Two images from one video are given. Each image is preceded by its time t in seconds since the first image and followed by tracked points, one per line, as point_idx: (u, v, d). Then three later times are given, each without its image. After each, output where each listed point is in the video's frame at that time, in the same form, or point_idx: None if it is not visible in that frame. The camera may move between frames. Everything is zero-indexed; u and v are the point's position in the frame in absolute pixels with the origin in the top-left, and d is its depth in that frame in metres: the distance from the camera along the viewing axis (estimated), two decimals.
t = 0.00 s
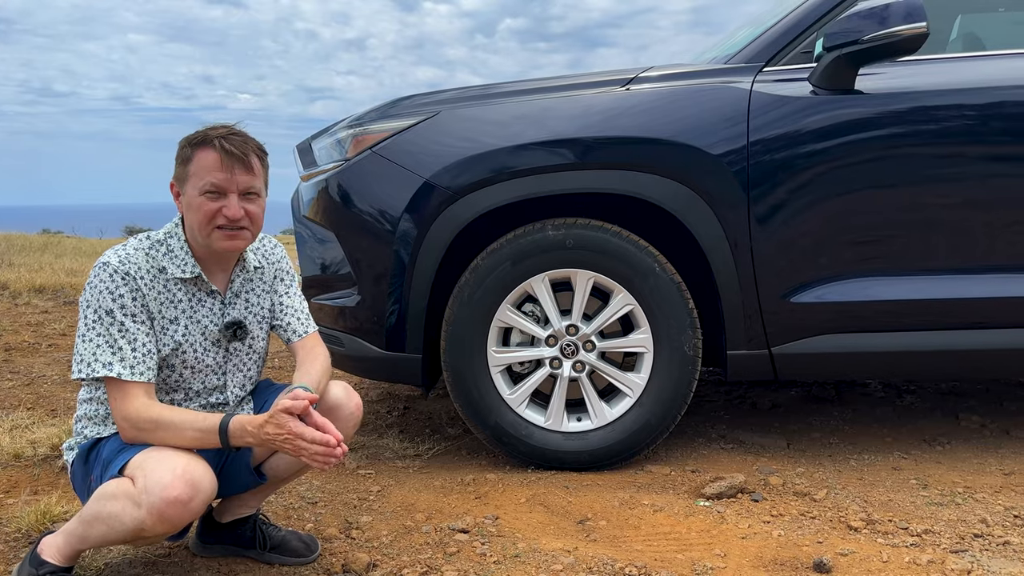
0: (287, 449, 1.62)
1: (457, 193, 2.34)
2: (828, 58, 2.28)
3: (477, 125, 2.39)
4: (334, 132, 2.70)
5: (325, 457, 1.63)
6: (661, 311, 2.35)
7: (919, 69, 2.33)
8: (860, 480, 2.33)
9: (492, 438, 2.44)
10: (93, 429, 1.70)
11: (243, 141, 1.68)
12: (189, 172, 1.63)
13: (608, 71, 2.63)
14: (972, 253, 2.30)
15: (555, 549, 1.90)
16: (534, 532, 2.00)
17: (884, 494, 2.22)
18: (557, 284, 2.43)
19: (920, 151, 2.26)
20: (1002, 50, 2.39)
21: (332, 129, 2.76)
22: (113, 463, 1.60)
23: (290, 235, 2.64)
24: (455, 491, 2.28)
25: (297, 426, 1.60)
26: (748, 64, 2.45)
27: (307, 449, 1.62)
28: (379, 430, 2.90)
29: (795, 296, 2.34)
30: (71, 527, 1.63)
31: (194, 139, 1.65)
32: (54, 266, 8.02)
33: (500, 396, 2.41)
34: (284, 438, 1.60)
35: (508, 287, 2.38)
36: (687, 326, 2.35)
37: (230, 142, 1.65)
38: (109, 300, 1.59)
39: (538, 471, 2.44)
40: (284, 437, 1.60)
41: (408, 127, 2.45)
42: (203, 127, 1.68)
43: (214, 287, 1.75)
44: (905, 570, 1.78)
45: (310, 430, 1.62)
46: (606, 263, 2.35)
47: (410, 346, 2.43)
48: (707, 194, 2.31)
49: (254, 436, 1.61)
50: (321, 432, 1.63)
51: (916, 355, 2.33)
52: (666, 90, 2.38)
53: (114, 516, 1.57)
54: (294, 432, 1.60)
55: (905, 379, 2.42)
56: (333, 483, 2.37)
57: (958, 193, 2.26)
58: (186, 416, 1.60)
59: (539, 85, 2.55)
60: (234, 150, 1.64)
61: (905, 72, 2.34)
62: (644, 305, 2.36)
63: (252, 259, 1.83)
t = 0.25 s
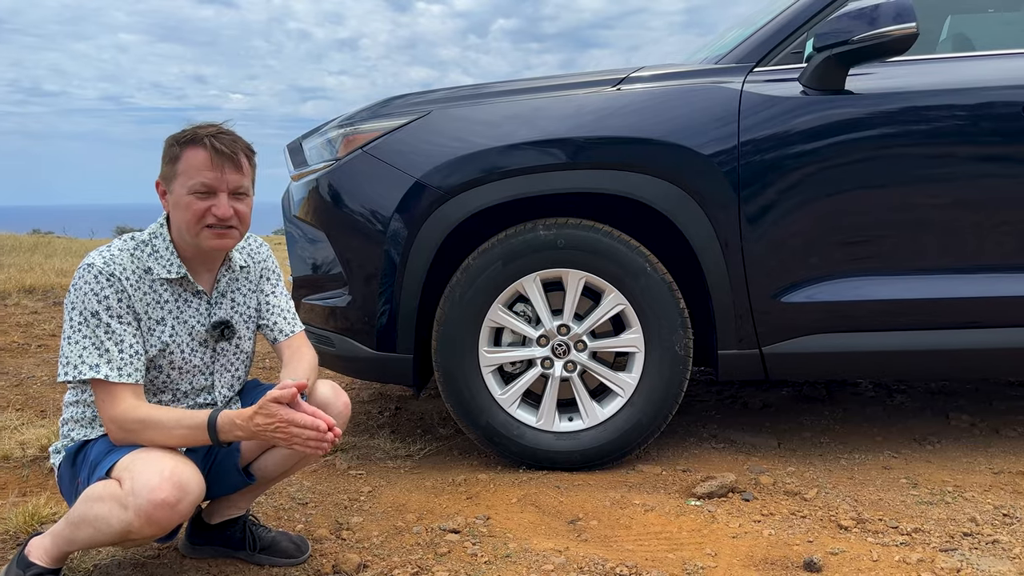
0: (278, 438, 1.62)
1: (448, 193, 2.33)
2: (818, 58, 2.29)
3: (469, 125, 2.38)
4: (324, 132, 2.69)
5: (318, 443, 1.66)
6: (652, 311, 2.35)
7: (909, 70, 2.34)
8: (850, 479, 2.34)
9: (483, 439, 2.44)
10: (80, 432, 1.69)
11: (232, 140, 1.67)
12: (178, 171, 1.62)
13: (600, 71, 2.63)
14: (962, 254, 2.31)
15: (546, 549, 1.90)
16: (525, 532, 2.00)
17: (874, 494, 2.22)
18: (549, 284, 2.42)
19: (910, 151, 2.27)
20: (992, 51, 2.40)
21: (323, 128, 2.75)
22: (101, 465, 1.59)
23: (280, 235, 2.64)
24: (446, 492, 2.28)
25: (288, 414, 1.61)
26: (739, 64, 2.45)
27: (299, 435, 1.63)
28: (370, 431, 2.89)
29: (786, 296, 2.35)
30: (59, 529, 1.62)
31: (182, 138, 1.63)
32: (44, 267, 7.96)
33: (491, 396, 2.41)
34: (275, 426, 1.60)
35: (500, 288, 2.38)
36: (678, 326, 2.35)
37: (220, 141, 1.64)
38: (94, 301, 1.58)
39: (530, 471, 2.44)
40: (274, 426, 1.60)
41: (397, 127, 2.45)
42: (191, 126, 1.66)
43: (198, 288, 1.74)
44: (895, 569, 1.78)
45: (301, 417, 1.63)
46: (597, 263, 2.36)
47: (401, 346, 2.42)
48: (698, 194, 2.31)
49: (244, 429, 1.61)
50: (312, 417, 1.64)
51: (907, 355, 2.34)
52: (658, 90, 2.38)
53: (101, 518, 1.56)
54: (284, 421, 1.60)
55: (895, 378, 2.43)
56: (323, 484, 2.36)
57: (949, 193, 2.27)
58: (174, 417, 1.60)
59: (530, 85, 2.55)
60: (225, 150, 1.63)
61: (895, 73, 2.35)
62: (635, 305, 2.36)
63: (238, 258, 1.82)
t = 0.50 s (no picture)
0: (278, 426, 1.63)
1: (441, 193, 2.33)
2: (810, 59, 2.30)
3: (462, 125, 2.38)
4: (317, 132, 2.69)
5: (320, 426, 1.67)
6: (645, 311, 2.35)
7: (901, 71, 2.35)
8: (842, 479, 2.35)
9: (476, 439, 2.44)
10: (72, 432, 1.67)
11: (235, 141, 1.67)
12: (180, 168, 1.60)
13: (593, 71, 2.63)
14: (953, 254, 2.32)
15: (539, 549, 1.90)
16: (518, 532, 2.00)
17: (866, 493, 2.23)
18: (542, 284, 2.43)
19: (902, 152, 2.28)
20: (983, 52, 2.41)
21: (315, 128, 2.75)
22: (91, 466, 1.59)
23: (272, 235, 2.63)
24: (439, 492, 2.28)
25: (288, 402, 1.61)
26: (732, 64, 2.46)
27: (299, 422, 1.64)
28: (363, 431, 2.89)
29: (778, 295, 2.36)
30: (49, 530, 1.61)
31: (186, 135, 1.63)
32: (35, 267, 7.92)
33: (484, 396, 2.41)
34: (276, 413, 1.61)
35: (493, 288, 2.38)
36: (671, 325, 2.35)
37: (224, 141, 1.65)
38: (85, 299, 1.57)
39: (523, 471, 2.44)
40: (275, 414, 1.61)
41: (389, 127, 2.45)
42: (195, 123, 1.66)
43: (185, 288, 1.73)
44: (886, 568, 1.79)
45: (302, 403, 1.63)
46: (590, 263, 2.36)
47: (394, 347, 2.42)
48: (691, 195, 2.32)
49: (244, 420, 1.60)
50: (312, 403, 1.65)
51: (898, 354, 2.35)
52: (651, 91, 2.39)
53: (91, 520, 1.55)
54: (284, 408, 1.61)
55: (887, 378, 2.44)
56: (316, 485, 2.36)
57: (940, 193, 2.28)
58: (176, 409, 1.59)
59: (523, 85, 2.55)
60: (230, 150, 1.64)
61: (886, 74, 2.36)
62: (628, 305, 2.36)
63: (227, 258, 1.82)
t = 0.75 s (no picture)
0: (274, 429, 1.63)
1: (436, 193, 2.33)
2: (804, 60, 2.30)
3: (456, 125, 2.38)
4: (311, 132, 2.68)
5: (317, 428, 1.67)
6: (639, 312, 2.36)
7: (894, 71, 2.36)
8: (835, 479, 2.36)
9: (470, 439, 2.43)
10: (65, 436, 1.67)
11: (229, 144, 1.66)
12: (173, 171, 1.60)
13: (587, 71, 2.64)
14: (946, 254, 2.33)
15: (534, 550, 1.90)
16: (512, 533, 2.00)
17: (859, 493, 2.24)
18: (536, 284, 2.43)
19: (896, 153, 2.29)
20: (975, 53, 2.42)
21: (310, 128, 2.74)
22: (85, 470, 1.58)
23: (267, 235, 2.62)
24: (434, 493, 2.28)
25: (284, 405, 1.61)
26: (726, 65, 2.47)
27: (296, 425, 1.64)
28: (357, 432, 2.88)
29: (772, 296, 2.36)
30: (42, 533, 1.61)
31: (179, 138, 1.62)
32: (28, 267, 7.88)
33: (479, 397, 2.41)
34: (272, 416, 1.60)
35: (487, 288, 2.38)
36: (666, 327, 2.36)
37: (218, 144, 1.64)
38: (83, 306, 1.56)
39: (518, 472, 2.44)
40: (270, 418, 1.60)
41: (384, 128, 2.45)
42: (187, 126, 1.65)
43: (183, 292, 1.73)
44: (879, 568, 1.80)
45: (298, 406, 1.63)
46: (584, 263, 2.36)
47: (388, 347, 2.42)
48: (685, 195, 2.32)
49: (240, 423, 1.60)
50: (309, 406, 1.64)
51: (892, 354, 2.36)
52: (645, 91, 2.39)
53: (85, 524, 1.55)
54: (280, 411, 1.61)
55: (880, 378, 2.45)
56: (310, 486, 2.35)
57: (934, 194, 2.29)
58: (172, 415, 1.59)
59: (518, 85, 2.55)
60: (224, 153, 1.63)
61: (879, 75, 2.37)
62: (622, 306, 2.37)
63: (224, 261, 1.81)
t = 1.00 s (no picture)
0: (273, 432, 1.62)
1: (432, 194, 2.33)
2: (798, 61, 2.31)
3: (452, 126, 2.38)
4: (306, 132, 2.68)
5: (316, 432, 1.66)
6: (635, 313, 2.36)
7: (888, 72, 2.37)
8: (831, 479, 2.36)
9: (466, 440, 2.43)
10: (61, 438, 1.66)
11: (224, 145, 1.66)
12: (169, 172, 1.59)
13: (583, 72, 2.64)
14: (941, 254, 2.33)
15: (529, 551, 1.90)
16: (508, 534, 2.00)
17: (855, 493, 2.24)
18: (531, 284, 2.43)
19: (891, 153, 2.29)
20: (969, 54, 2.43)
21: (305, 128, 2.73)
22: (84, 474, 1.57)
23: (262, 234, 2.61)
24: (430, 493, 2.27)
25: (284, 409, 1.60)
26: (721, 65, 2.47)
27: (295, 428, 1.63)
28: (352, 433, 2.88)
29: (767, 296, 2.36)
30: (40, 536, 1.60)
31: (174, 139, 1.61)
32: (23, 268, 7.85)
33: (474, 397, 2.40)
34: (272, 419, 1.60)
35: (482, 289, 2.37)
36: (663, 328, 2.36)
37: (213, 145, 1.63)
38: (81, 312, 1.56)
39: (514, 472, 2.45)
40: (270, 421, 1.60)
41: (380, 128, 2.44)
42: (182, 127, 1.64)
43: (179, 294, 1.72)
44: (874, 568, 1.80)
45: (298, 410, 1.63)
46: (580, 264, 2.36)
47: (384, 348, 2.41)
48: (681, 196, 2.32)
49: (240, 426, 1.59)
50: (308, 409, 1.64)
51: (887, 355, 2.36)
52: (640, 92, 2.39)
53: (85, 529, 1.54)
54: (280, 415, 1.60)
55: (876, 378, 2.46)
56: (305, 487, 2.35)
57: (929, 194, 2.30)
58: (173, 420, 1.59)
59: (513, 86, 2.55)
60: (219, 155, 1.62)
61: (875, 75, 2.37)
62: (617, 306, 2.37)
63: (220, 262, 1.80)
